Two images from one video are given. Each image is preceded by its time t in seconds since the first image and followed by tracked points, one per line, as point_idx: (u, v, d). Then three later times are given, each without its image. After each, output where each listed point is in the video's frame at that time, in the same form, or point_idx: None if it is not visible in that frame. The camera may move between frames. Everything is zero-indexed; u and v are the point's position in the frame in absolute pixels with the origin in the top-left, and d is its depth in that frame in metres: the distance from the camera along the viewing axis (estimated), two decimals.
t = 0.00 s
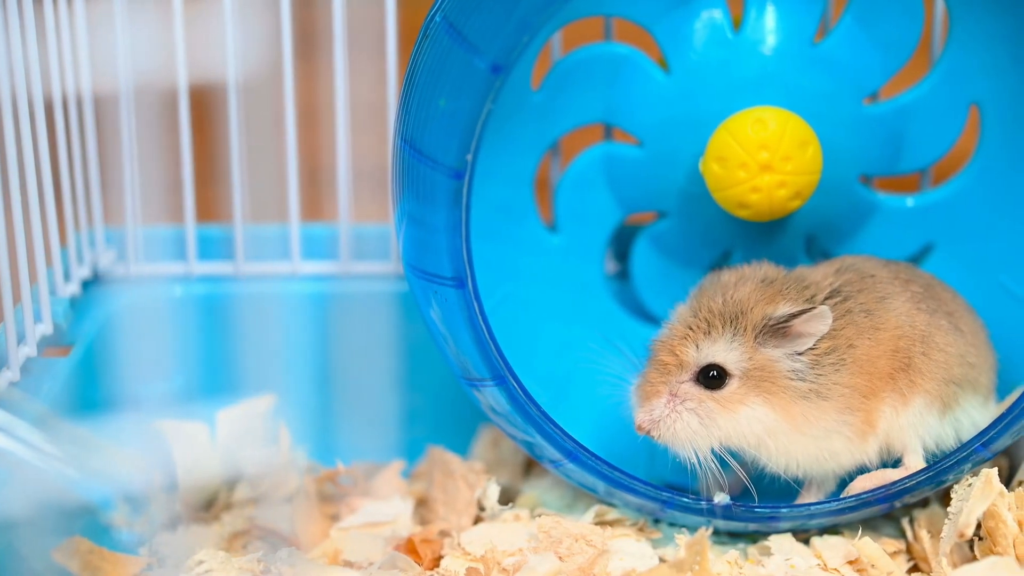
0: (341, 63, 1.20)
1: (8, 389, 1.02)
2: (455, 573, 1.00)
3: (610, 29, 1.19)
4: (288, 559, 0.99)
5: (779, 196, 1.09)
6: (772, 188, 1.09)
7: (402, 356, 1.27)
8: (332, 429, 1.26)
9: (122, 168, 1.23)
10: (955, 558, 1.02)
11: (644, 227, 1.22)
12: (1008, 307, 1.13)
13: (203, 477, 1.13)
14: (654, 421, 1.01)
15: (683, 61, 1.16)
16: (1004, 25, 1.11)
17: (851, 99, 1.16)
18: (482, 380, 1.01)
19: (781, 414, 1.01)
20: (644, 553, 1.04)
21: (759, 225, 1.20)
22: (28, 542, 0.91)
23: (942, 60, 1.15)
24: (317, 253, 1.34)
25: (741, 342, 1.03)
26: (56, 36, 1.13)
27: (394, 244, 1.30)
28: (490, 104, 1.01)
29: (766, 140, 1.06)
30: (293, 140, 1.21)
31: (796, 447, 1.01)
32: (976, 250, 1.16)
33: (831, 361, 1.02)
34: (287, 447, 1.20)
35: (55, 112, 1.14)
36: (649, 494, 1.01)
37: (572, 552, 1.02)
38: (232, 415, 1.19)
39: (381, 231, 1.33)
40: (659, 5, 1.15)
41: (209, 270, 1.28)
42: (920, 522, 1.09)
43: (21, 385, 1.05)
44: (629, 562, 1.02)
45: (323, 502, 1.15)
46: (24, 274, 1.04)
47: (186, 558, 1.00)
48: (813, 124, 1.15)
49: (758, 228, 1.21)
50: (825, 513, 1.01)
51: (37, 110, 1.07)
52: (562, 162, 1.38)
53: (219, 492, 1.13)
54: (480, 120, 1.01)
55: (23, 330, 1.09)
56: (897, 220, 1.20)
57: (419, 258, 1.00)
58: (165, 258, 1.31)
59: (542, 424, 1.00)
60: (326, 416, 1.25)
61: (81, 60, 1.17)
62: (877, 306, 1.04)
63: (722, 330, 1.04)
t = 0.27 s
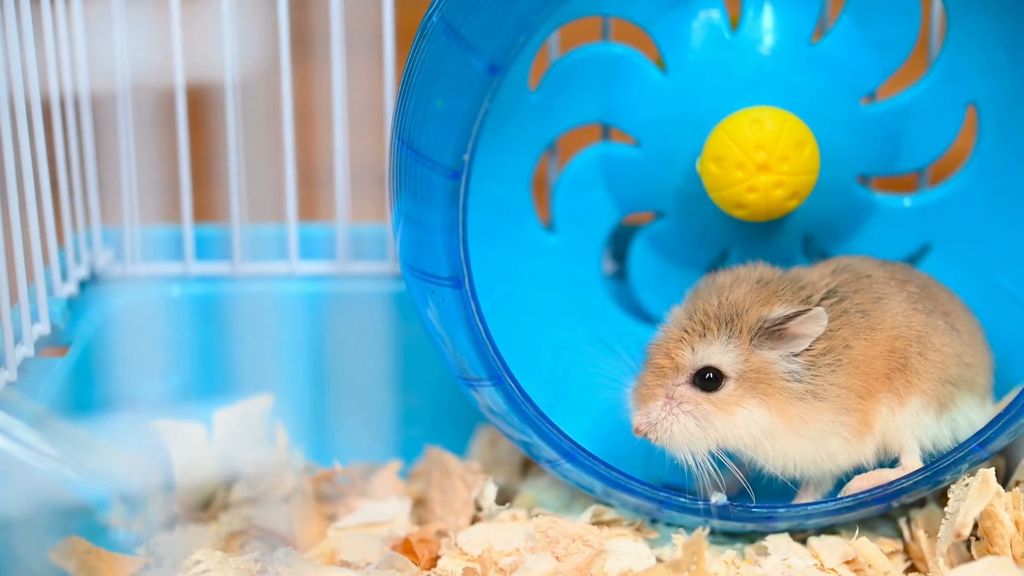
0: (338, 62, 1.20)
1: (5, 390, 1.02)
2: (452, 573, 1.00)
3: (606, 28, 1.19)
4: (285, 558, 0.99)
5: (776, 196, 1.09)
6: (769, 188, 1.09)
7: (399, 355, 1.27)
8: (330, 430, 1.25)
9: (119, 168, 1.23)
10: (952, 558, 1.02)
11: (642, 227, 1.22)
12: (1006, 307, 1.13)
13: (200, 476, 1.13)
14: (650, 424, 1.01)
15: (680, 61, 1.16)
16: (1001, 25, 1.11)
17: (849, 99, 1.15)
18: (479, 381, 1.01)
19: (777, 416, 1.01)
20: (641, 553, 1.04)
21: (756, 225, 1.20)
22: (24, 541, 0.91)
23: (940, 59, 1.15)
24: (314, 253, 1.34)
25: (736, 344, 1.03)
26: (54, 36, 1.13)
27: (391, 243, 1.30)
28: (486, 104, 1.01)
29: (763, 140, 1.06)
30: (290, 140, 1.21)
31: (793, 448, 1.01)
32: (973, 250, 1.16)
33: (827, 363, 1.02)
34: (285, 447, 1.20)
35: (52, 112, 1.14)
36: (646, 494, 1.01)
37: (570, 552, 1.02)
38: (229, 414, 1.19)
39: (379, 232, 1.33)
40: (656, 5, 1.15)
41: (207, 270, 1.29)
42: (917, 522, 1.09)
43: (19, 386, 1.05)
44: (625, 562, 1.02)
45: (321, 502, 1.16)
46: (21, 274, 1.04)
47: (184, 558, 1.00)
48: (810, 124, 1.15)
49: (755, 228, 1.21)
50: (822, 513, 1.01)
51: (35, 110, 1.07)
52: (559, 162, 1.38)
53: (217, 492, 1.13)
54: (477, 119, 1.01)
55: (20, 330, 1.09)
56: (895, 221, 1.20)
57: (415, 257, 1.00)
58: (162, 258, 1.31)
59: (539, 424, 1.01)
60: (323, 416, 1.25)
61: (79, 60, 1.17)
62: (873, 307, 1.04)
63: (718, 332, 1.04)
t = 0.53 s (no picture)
0: (336, 62, 1.20)
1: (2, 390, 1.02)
2: (449, 573, 1.00)
3: (604, 28, 1.19)
4: (282, 558, 0.99)
5: (773, 196, 1.10)
6: (767, 188, 1.09)
7: (397, 355, 1.27)
8: (328, 430, 1.25)
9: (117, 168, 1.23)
10: (950, 558, 1.02)
11: (639, 228, 1.23)
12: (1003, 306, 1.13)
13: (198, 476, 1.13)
14: (647, 425, 1.01)
15: (677, 62, 1.16)
16: (1001, 23, 1.10)
17: (846, 99, 1.16)
18: (476, 380, 1.01)
19: (773, 417, 1.01)
20: (638, 553, 1.04)
21: (754, 225, 1.20)
22: (21, 542, 0.91)
23: (938, 59, 1.15)
24: (312, 253, 1.34)
25: (732, 345, 1.03)
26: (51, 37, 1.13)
27: (388, 243, 1.30)
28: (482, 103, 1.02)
29: (760, 140, 1.06)
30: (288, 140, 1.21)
31: (790, 449, 1.01)
32: (971, 249, 1.16)
33: (823, 363, 1.02)
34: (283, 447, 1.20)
35: (50, 112, 1.14)
36: (643, 494, 1.01)
37: (567, 552, 1.02)
38: (227, 414, 1.19)
39: (376, 232, 1.33)
40: (653, 6, 1.15)
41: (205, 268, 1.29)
42: (915, 522, 1.09)
43: (15, 386, 1.05)
44: (623, 562, 1.02)
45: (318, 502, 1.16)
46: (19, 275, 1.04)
47: (181, 558, 1.00)
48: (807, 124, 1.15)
49: (753, 228, 1.21)
50: (819, 513, 1.01)
51: (32, 110, 1.07)
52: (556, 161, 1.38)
53: (214, 492, 1.13)
54: (474, 120, 1.03)
55: (17, 330, 1.09)
56: (892, 220, 1.20)
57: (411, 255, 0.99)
58: (160, 258, 1.31)
59: (536, 424, 1.00)
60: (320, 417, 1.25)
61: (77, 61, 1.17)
62: (870, 307, 1.04)
63: (713, 333, 1.04)
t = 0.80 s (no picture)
0: (334, 61, 1.20)
1: None
2: (446, 573, 1.00)
3: (601, 28, 1.19)
4: (279, 559, 0.99)
5: (771, 196, 1.09)
6: (764, 188, 1.09)
7: (394, 355, 1.27)
8: (326, 430, 1.25)
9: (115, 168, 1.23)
10: (947, 558, 1.02)
11: (637, 227, 1.23)
12: (999, 307, 1.13)
13: (195, 476, 1.13)
14: (643, 425, 1.01)
15: (675, 62, 1.16)
16: (999, 22, 1.09)
17: (844, 100, 1.16)
18: (473, 381, 1.01)
19: (769, 417, 1.01)
20: (635, 553, 1.04)
21: (751, 225, 1.20)
22: (18, 542, 0.91)
23: (935, 58, 1.15)
24: (310, 254, 1.34)
25: (728, 345, 1.03)
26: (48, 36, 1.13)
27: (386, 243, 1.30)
28: (479, 105, 1.03)
29: (758, 140, 1.06)
30: (285, 140, 1.21)
31: (787, 449, 1.01)
32: (968, 250, 1.16)
33: (819, 363, 1.02)
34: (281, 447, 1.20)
35: (47, 112, 1.14)
36: (641, 494, 1.01)
37: (564, 552, 1.02)
38: (225, 414, 1.19)
39: (374, 232, 1.33)
40: (651, 6, 1.15)
41: (203, 268, 1.29)
42: (912, 522, 1.09)
43: (12, 387, 1.06)
44: (620, 562, 1.02)
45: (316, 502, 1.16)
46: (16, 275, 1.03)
47: (178, 558, 1.01)
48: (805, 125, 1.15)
49: (750, 228, 1.21)
50: (817, 513, 1.01)
51: (29, 110, 1.07)
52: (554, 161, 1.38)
53: (212, 492, 1.13)
54: (471, 120, 1.03)
55: (15, 329, 1.09)
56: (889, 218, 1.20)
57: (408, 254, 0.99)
58: (158, 258, 1.31)
59: (533, 424, 1.00)
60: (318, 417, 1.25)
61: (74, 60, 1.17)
62: (865, 308, 1.04)
63: (708, 335, 1.04)
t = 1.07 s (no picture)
0: (332, 61, 1.20)
1: None
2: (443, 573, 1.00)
3: (599, 28, 1.19)
4: (276, 558, 0.99)
5: (768, 197, 1.09)
6: (762, 188, 1.09)
7: (392, 355, 1.28)
8: (323, 430, 1.25)
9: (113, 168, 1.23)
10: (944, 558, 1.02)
11: (634, 228, 1.23)
12: (995, 307, 1.13)
13: (192, 475, 1.13)
14: (641, 429, 1.01)
15: (672, 62, 1.16)
16: (998, 22, 1.09)
17: (841, 100, 1.16)
18: (471, 381, 1.01)
19: (766, 417, 1.01)
20: (633, 553, 1.04)
21: (748, 225, 1.21)
22: (15, 542, 0.91)
23: (933, 58, 1.15)
24: (307, 253, 1.34)
25: (725, 347, 1.03)
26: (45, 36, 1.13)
27: (383, 243, 1.30)
28: (478, 104, 1.01)
29: (755, 140, 1.06)
30: (282, 140, 1.21)
31: (785, 450, 1.01)
32: (965, 250, 1.16)
33: (815, 364, 1.02)
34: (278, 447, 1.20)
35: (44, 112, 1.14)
36: (637, 494, 1.01)
37: (561, 552, 1.03)
38: (222, 414, 1.18)
39: (372, 232, 1.33)
40: (648, 6, 1.15)
41: (201, 267, 1.29)
42: (909, 522, 1.10)
43: (9, 387, 1.06)
44: (617, 562, 1.02)
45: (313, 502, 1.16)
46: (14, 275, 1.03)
47: (176, 558, 1.01)
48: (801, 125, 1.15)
49: (748, 228, 1.21)
50: (814, 513, 1.01)
51: (27, 110, 1.07)
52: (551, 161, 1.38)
53: (209, 492, 1.13)
54: (468, 120, 1.01)
55: (12, 329, 1.09)
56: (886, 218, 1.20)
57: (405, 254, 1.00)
58: (156, 258, 1.31)
59: (530, 424, 1.00)
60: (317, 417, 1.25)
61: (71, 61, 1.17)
62: (862, 308, 1.04)
63: (705, 336, 1.04)
